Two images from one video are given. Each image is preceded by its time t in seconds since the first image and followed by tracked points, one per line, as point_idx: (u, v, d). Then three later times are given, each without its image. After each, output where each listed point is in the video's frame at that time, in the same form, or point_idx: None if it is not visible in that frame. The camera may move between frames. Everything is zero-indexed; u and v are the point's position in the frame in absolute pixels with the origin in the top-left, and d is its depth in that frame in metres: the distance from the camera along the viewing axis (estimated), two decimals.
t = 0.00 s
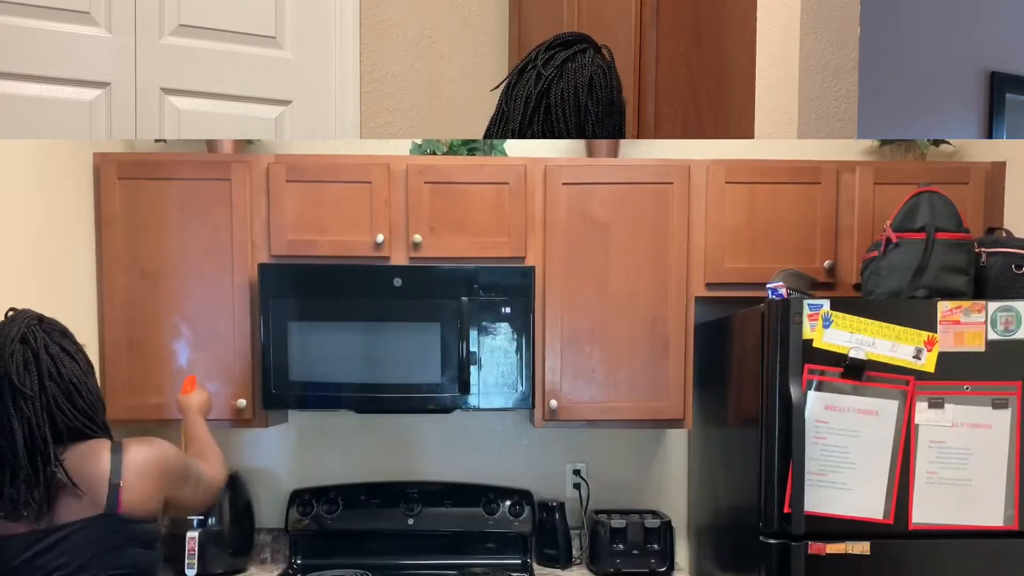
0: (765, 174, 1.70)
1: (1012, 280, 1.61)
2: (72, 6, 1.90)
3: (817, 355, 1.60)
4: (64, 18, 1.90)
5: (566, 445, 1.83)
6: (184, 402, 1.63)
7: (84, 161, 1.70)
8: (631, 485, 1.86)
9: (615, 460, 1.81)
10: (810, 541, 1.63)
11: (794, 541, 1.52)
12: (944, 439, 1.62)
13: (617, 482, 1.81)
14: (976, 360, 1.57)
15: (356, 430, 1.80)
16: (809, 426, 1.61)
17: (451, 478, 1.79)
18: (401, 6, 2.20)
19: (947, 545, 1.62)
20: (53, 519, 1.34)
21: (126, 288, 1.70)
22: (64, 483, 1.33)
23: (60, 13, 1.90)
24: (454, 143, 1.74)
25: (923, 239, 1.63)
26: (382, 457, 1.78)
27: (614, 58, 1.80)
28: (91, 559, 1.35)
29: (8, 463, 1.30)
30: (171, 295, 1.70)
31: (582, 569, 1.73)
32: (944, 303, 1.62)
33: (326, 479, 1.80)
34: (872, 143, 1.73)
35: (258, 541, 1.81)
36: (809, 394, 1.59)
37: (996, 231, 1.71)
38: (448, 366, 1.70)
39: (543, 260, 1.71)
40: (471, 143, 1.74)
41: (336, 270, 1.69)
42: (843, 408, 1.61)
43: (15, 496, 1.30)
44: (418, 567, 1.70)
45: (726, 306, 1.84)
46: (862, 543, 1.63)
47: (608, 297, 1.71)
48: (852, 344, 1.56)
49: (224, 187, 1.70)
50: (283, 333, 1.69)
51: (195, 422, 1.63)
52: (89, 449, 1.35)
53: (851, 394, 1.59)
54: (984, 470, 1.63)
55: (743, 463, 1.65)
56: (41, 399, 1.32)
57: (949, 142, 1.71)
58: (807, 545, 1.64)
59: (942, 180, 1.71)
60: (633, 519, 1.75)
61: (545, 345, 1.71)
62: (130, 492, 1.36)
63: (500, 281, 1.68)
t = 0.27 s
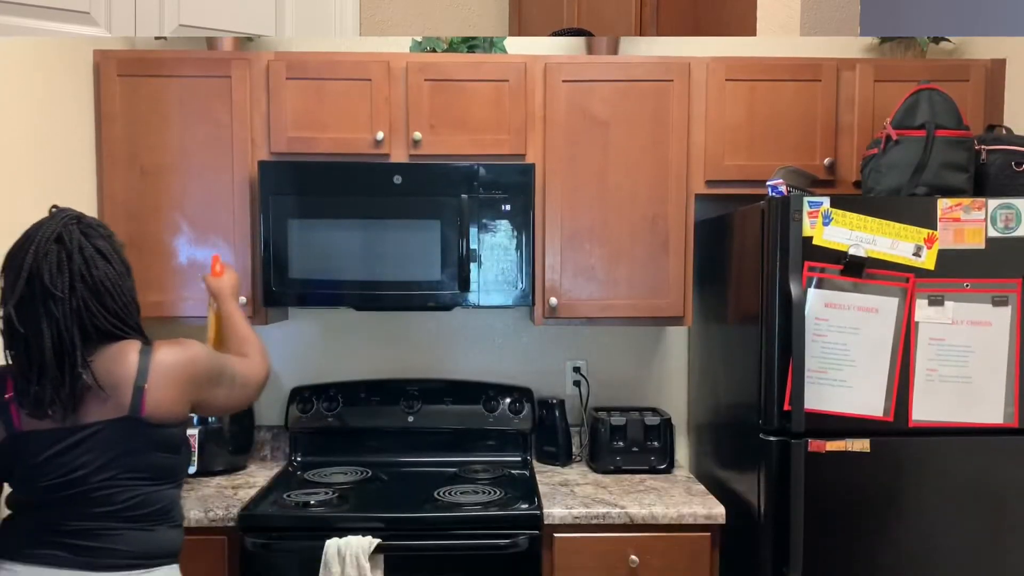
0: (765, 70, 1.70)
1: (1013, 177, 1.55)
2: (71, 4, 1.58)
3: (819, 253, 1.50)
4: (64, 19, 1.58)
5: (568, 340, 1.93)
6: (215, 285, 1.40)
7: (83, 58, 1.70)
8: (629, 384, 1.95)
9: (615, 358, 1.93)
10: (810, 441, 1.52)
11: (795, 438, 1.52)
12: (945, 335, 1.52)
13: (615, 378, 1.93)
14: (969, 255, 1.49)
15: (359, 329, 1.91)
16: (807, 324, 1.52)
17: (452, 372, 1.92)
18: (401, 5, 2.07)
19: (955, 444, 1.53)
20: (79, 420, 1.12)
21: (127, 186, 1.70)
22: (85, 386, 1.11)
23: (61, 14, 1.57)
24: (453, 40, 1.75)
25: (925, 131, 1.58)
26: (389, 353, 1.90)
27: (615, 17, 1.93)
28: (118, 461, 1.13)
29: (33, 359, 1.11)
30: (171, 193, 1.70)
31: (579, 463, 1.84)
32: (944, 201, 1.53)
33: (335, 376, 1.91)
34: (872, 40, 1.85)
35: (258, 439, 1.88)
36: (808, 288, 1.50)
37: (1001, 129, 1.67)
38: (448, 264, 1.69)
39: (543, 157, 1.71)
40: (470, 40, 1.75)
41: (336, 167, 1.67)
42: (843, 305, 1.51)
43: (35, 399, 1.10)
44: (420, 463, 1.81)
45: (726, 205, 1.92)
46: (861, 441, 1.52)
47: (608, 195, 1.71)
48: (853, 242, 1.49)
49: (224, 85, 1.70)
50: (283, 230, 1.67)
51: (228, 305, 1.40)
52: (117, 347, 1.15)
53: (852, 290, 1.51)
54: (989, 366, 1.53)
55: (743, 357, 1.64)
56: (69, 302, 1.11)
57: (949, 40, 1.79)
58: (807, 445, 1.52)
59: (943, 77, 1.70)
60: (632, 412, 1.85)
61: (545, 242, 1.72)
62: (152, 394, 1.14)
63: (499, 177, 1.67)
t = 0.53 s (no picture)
0: (764, 33, 1.71)
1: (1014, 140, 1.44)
2: None
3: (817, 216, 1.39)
4: None
5: (568, 304, 2.01)
6: (275, 178, 1.20)
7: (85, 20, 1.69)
8: (626, 347, 2.03)
9: (615, 321, 2.02)
10: (810, 404, 1.41)
11: (795, 401, 1.41)
12: (945, 297, 1.39)
13: (614, 340, 2.02)
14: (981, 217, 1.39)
15: (364, 293, 1.98)
16: (807, 288, 1.39)
17: (453, 335, 1.99)
18: None
19: (956, 412, 1.41)
20: (141, 381, 0.98)
21: (127, 149, 1.70)
22: (147, 347, 0.97)
23: None
24: (453, 3, 1.76)
25: (925, 93, 1.46)
26: (394, 317, 1.99)
27: None
28: (183, 421, 1.00)
29: (97, 321, 0.97)
30: (171, 155, 1.70)
31: (578, 425, 1.93)
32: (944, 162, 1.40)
33: (340, 340, 1.98)
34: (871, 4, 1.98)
35: (258, 402, 1.93)
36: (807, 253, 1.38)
37: (1001, 91, 1.56)
38: (448, 226, 1.66)
39: (543, 120, 1.71)
40: (471, 3, 1.76)
41: (335, 128, 1.64)
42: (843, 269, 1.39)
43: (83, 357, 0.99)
44: (421, 426, 1.89)
45: (724, 169, 1.97)
46: (861, 404, 1.40)
47: (608, 158, 1.71)
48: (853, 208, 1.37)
49: (223, 48, 1.69)
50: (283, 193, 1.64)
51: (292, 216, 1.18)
52: (174, 308, 1.00)
53: (852, 254, 1.39)
54: (990, 329, 1.40)
55: (744, 318, 1.57)
56: (133, 262, 0.98)
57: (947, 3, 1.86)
58: (807, 409, 1.41)
59: (942, 40, 1.72)
60: (631, 373, 1.93)
61: (545, 204, 1.72)
62: (211, 356, 0.99)
63: (499, 139, 1.66)
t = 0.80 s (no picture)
0: (764, 33, 1.71)
1: (1014, 140, 1.44)
2: None
3: (819, 216, 1.39)
4: None
5: (568, 305, 2.01)
6: (314, 121, 1.40)
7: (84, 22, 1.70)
8: (626, 347, 2.03)
9: (614, 321, 2.02)
10: (810, 404, 1.41)
11: (795, 401, 1.41)
12: (945, 297, 1.39)
13: (614, 339, 2.02)
14: (981, 217, 1.39)
15: (363, 293, 1.98)
16: (807, 288, 1.39)
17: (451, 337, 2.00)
18: None
19: (954, 412, 1.41)
20: (208, 366, 1.03)
21: (126, 149, 1.70)
22: (213, 333, 1.02)
23: None
24: (453, 3, 1.76)
25: (925, 92, 1.46)
26: (394, 317, 1.99)
27: None
28: (250, 401, 1.05)
29: (160, 312, 1.01)
30: (171, 156, 1.70)
31: (578, 425, 1.93)
32: (943, 162, 1.40)
33: (340, 339, 1.98)
34: (871, 4, 1.98)
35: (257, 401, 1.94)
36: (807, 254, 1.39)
37: (1001, 91, 1.56)
38: (448, 226, 1.66)
39: (543, 120, 1.72)
40: (470, 3, 1.76)
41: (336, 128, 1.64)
42: (843, 270, 1.39)
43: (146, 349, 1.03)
44: (421, 426, 1.88)
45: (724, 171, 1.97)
46: (861, 404, 1.40)
47: (608, 158, 1.71)
48: (854, 207, 1.37)
49: (223, 48, 1.69)
50: (283, 193, 1.64)
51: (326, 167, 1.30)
52: (230, 294, 1.04)
53: (852, 254, 1.39)
54: (990, 328, 1.40)
55: (742, 319, 1.58)
56: (192, 253, 1.02)
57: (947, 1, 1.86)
58: (807, 409, 1.41)
59: (942, 40, 1.72)
60: (631, 373, 1.93)
61: (545, 204, 1.73)
62: (275, 334, 1.06)
63: (499, 139, 1.65)
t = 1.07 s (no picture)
0: (764, 33, 1.70)
1: (1014, 140, 1.44)
2: None
3: (820, 216, 1.39)
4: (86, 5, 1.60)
5: (568, 306, 2.01)
6: (335, 115, 1.41)
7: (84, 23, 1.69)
8: (626, 347, 2.03)
9: (615, 321, 2.02)
10: (810, 404, 1.41)
11: (795, 401, 1.41)
12: (945, 297, 1.39)
13: (614, 339, 2.02)
14: (981, 217, 1.39)
15: (362, 293, 1.98)
16: (807, 288, 1.39)
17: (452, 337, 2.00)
18: None
19: (955, 412, 1.41)
20: (232, 366, 1.03)
21: (126, 149, 1.70)
22: (235, 334, 1.02)
23: None
24: (454, 3, 1.76)
25: (925, 92, 1.46)
26: (394, 317, 1.99)
27: None
28: (270, 399, 1.05)
29: (183, 314, 1.01)
30: (171, 156, 1.70)
31: (578, 425, 1.93)
32: (944, 162, 1.40)
33: (339, 339, 1.99)
34: (871, 4, 1.98)
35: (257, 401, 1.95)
36: (807, 254, 1.39)
37: (1001, 91, 1.55)
38: (448, 226, 1.66)
39: (543, 120, 1.72)
40: (470, 3, 1.76)
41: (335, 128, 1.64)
42: (843, 270, 1.39)
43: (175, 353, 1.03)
44: (420, 426, 1.88)
45: (727, 169, 1.99)
46: (861, 404, 1.40)
47: (608, 158, 1.71)
48: (854, 207, 1.37)
49: (223, 48, 1.69)
50: (283, 193, 1.64)
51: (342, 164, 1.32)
52: (251, 294, 1.05)
53: (852, 254, 1.39)
54: (990, 328, 1.40)
55: (741, 319, 1.58)
56: (214, 256, 1.02)
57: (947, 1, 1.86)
58: (806, 409, 1.41)
59: (943, 40, 1.72)
60: (631, 373, 1.93)
61: (545, 203, 1.73)
62: (294, 331, 1.05)
63: (499, 139, 1.65)
